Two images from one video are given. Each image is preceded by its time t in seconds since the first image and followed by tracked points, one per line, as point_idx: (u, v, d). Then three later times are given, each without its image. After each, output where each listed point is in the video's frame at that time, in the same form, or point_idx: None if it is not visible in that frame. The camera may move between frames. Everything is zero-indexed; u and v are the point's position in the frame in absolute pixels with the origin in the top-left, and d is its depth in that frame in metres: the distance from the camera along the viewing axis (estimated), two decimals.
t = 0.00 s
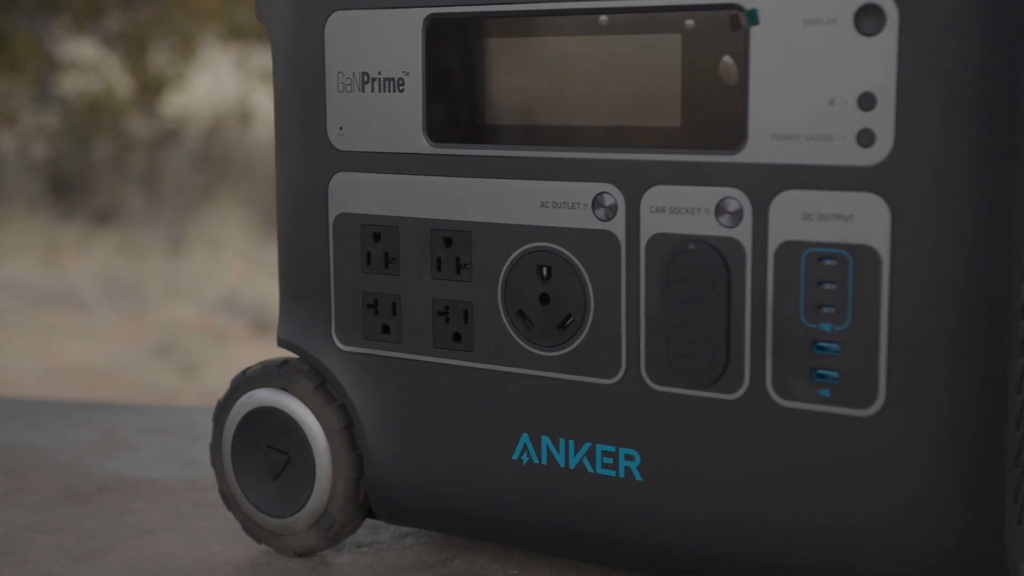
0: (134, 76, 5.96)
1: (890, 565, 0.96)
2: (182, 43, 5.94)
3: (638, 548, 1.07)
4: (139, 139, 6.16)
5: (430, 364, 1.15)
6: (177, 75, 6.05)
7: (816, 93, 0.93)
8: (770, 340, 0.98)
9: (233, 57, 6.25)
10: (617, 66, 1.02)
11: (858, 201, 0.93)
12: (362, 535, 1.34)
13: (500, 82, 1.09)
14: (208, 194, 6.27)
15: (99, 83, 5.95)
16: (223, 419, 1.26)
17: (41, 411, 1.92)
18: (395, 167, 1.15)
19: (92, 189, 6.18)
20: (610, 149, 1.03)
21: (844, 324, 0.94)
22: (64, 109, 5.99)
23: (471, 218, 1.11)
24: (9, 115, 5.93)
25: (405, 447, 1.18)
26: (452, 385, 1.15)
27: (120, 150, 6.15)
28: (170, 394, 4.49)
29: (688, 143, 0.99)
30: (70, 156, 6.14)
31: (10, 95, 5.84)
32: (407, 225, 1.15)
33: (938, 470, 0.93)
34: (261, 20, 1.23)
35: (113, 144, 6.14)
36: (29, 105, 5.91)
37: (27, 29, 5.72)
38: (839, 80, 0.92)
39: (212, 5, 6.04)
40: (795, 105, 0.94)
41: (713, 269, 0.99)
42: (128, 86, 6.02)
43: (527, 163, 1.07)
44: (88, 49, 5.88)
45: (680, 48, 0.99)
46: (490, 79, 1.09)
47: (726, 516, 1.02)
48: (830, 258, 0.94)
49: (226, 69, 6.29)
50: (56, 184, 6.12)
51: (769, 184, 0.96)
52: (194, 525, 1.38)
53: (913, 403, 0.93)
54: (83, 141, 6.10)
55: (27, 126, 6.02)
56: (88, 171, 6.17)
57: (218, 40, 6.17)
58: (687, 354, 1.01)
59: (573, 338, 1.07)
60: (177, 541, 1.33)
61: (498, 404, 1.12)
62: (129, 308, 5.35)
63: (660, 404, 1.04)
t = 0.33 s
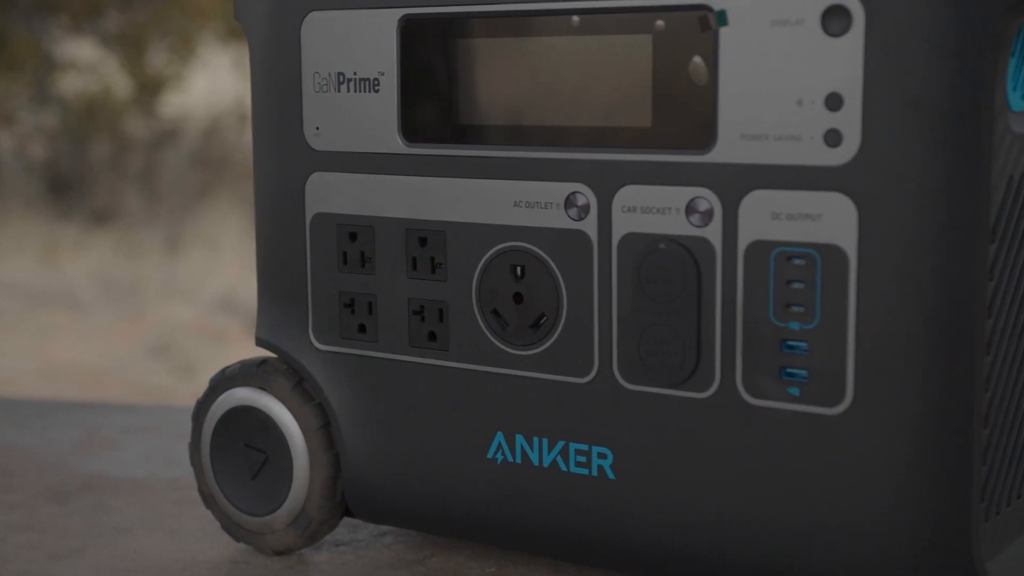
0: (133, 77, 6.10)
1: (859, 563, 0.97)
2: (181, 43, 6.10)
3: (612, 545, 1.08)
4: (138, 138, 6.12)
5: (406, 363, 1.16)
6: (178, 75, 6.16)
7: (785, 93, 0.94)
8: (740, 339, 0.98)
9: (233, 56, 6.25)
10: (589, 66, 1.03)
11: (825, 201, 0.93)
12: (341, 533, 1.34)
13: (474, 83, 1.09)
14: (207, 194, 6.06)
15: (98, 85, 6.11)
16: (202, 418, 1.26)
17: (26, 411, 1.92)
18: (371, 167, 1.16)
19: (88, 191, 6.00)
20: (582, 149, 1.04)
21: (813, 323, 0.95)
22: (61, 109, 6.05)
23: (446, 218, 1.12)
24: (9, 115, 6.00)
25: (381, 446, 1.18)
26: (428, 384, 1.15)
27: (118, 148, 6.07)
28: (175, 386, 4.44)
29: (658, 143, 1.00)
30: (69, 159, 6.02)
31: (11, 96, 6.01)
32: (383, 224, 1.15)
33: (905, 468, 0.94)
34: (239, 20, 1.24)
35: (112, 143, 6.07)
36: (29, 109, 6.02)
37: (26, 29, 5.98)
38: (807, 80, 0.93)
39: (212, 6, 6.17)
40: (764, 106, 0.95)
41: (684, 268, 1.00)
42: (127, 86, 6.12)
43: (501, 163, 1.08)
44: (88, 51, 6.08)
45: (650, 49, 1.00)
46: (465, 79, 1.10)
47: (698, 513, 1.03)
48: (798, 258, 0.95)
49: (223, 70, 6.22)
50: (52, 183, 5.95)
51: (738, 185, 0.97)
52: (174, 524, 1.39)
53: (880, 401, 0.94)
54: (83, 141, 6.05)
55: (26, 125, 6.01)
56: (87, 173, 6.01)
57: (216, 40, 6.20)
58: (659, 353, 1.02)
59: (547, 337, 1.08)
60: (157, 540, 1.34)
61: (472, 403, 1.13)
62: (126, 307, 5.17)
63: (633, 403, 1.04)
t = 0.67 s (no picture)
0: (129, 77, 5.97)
1: (833, 561, 0.97)
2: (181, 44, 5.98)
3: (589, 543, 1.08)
4: (136, 139, 6.07)
5: (386, 362, 1.16)
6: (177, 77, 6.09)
7: (758, 94, 0.94)
8: (715, 338, 0.99)
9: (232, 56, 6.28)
10: (567, 67, 1.03)
11: (798, 201, 0.94)
12: (324, 532, 1.34)
13: (452, 83, 1.10)
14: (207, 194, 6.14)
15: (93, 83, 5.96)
16: (184, 417, 1.27)
17: (16, 411, 1.92)
18: (351, 167, 1.16)
19: (88, 191, 5.94)
20: (560, 149, 1.04)
21: (786, 322, 0.95)
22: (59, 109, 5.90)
23: (425, 218, 1.12)
24: (8, 115, 5.78)
25: (361, 445, 1.19)
26: (407, 383, 1.15)
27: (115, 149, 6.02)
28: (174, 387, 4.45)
29: (632, 144, 1.01)
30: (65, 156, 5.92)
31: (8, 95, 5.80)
32: (363, 224, 1.16)
33: (877, 467, 0.94)
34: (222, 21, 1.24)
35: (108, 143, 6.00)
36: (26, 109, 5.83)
37: (24, 28, 5.77)
38: (780, 80, 0.93)
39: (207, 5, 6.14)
40: (738, 106, 0.95)
41: (659, 268, 1.00)
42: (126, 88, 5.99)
43: (479, 163, 1.08)
44: (88, 50, 5.92)
45: (626, 50, 1.00)
46: (444, 79, 1.10)
47: (674, 512, 1.03)
48: (772, 257, 0.95)
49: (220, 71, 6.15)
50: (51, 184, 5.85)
51: (713, 184, 0.97)
52: (157, 522, 1.39)
53: (852, 400, 0.94)
54: (79, 141, 5.94)
55: (26, 125, 5.82)
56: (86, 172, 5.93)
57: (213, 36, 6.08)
58: (634, 352, 1.02)
59: (524, 336, 1.08)
60: (139, 538, 1.34)
61: (451, 402, 1.13)
62: (125, 306, 5.20)
63: (609, 402, 1.05)
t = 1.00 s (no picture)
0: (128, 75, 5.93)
1: (813, 559, 0.98)
2: (181, 43, 5.90)
3: (572, 541, 1.08)
4: (133, 139, 5.99)
5: (370, 362, 1.17)
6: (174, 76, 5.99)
7: (738, 94, 0.95)
8: (695, 337, 0.99)
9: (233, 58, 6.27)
10: (548, 68, 1.04)
11: (778, 201, 0.94)
12: (310, 531, 1.34)
13: (436, 83, 1.10)
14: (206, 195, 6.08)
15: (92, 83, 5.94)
16: (170, 416, 1.27)
17: (6, 411, 1.92)
18: (335, 166, 1.16)
19: (88, 191, 5.92)
20: (542, 148, 1.05)
21: (766, 322, 0.96)
22: (59, 109, 5.89)
23: (409, 218, 1.12)
24: (9, 115, 5.80)
25: (345, 444, 1.19)
26: (391, 382, 1.16)
27: (113, 149, 5.94)
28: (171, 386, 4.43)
29: (614, 144, 1.01)
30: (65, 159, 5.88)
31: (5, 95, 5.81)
32: (347, 224, 1.16)
33: (856, 465, 0.95)
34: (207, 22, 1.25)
35: (105, 143, 5.93)
36: (26, 109, 5.84)
37: (23, 29, 5.77)
38: (759, 81, 0.94)
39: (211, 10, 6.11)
40: (718, 106, 0.96)
41: (640, 268, 1.00)
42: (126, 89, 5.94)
43: (462, 163, 1.09)
44: (88, 51, 5.89)
45: (607, 51, 1.01)
46: (427, 79, 1.11)
47: (656, 510, 1.03)
48: (752, 256, 0.96)
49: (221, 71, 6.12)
50: (52, 184, 5.83)
51: (693, 184, 0.98)
52: (144, 522, 1.39)
53: (831, 399, 0.94)
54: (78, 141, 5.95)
55: (25, 125, 5.82)
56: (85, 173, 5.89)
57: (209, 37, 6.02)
58: (616, 351, 1.03)
59: (507, 335, 1.09)
60: (126, 538, 1.35)
61: (435, 402, 1.13)
62: (122, 309, 5.19)
63: (591, 401, 1.05)
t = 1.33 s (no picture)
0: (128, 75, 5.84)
1: (794, 557, 0.98)
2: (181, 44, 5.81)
3: (556, 540, 1.09)
4: (133, 138, 5.96)
5: (355, 361, 1.17)
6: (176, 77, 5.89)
7: (719, 94, 0.95)
8: (677, 337, 0.99)
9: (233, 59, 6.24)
10: (531, 68, 1.04)
11: (758, 200, 0.94)
12: (297, 530, 1.35)
13: (420, 83, 1.10)
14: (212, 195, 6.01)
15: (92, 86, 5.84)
16: (157, 416, 1.27)
17: None
18: (320, 166, 1.17)
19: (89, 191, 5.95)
20: (525, 148, 1.05)
21: (747, 321, 0.96)
22: (59, 109, 5.86)
23: (393, 217, 1.13)
24: (8, 115, 5.80)
25: (331, 443, 1.19)
26: (376, 381, 1.16)
27: (112, 150, 5.94)
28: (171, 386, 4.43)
29: (597, 143, 1.01)
30: (64, 159, 5.90)
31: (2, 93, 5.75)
32: (332, 224, 1.16)
33: (836, 464, 0.95)
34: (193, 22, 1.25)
35: (103, 142, 5.90)
36: (26, 109, 5.83)
37: (22, 29, 5.77)
38: (740, 81, 0.94)
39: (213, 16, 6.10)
40: (700, 105, 0.96)
41: (623, 268, 1.01)
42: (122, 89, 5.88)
43: (446, 162, 1.09)
44: (87, 51, 5.86)
45: (588, 51, 1.01)
46: (412, 79, 1.11)
47: (639, 509, 1.04)
48: (733, 256, 0.96)
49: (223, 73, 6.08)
50: (50, 184, 5.89)
51: (674, 184, 0.98)
52: (132, 521, 1.39)
53: (812, 398, 0.95)
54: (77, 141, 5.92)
55: (24, 126, 5.83)
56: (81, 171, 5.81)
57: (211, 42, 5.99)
58: (599, 351, 1.03)
59: (491, 334, 1.09)
60: (113, 537, 1.35)
61: (420, 401, 1.14)
62: (120, 309, 5.16)
63: (574, 400, 1.05)
